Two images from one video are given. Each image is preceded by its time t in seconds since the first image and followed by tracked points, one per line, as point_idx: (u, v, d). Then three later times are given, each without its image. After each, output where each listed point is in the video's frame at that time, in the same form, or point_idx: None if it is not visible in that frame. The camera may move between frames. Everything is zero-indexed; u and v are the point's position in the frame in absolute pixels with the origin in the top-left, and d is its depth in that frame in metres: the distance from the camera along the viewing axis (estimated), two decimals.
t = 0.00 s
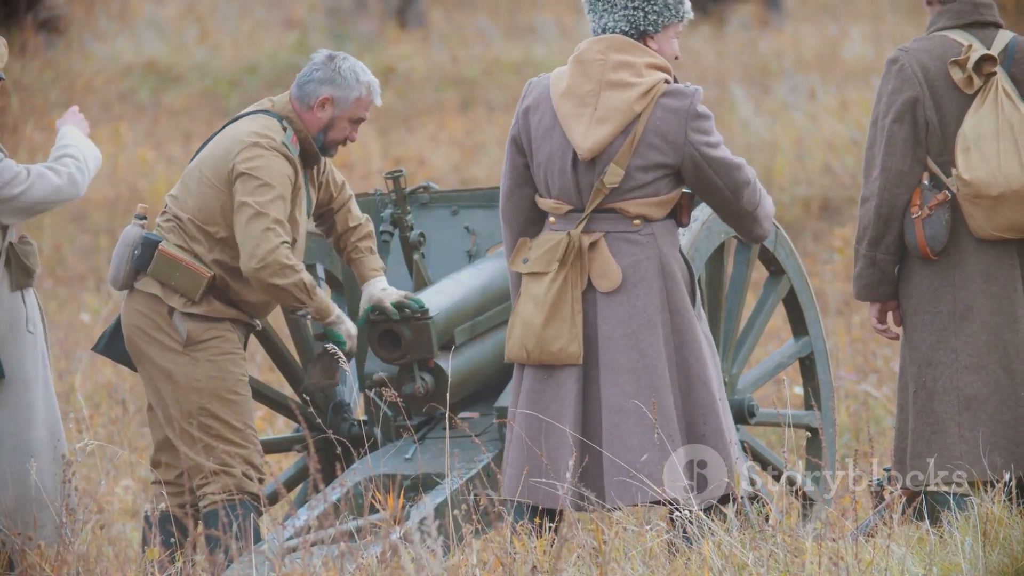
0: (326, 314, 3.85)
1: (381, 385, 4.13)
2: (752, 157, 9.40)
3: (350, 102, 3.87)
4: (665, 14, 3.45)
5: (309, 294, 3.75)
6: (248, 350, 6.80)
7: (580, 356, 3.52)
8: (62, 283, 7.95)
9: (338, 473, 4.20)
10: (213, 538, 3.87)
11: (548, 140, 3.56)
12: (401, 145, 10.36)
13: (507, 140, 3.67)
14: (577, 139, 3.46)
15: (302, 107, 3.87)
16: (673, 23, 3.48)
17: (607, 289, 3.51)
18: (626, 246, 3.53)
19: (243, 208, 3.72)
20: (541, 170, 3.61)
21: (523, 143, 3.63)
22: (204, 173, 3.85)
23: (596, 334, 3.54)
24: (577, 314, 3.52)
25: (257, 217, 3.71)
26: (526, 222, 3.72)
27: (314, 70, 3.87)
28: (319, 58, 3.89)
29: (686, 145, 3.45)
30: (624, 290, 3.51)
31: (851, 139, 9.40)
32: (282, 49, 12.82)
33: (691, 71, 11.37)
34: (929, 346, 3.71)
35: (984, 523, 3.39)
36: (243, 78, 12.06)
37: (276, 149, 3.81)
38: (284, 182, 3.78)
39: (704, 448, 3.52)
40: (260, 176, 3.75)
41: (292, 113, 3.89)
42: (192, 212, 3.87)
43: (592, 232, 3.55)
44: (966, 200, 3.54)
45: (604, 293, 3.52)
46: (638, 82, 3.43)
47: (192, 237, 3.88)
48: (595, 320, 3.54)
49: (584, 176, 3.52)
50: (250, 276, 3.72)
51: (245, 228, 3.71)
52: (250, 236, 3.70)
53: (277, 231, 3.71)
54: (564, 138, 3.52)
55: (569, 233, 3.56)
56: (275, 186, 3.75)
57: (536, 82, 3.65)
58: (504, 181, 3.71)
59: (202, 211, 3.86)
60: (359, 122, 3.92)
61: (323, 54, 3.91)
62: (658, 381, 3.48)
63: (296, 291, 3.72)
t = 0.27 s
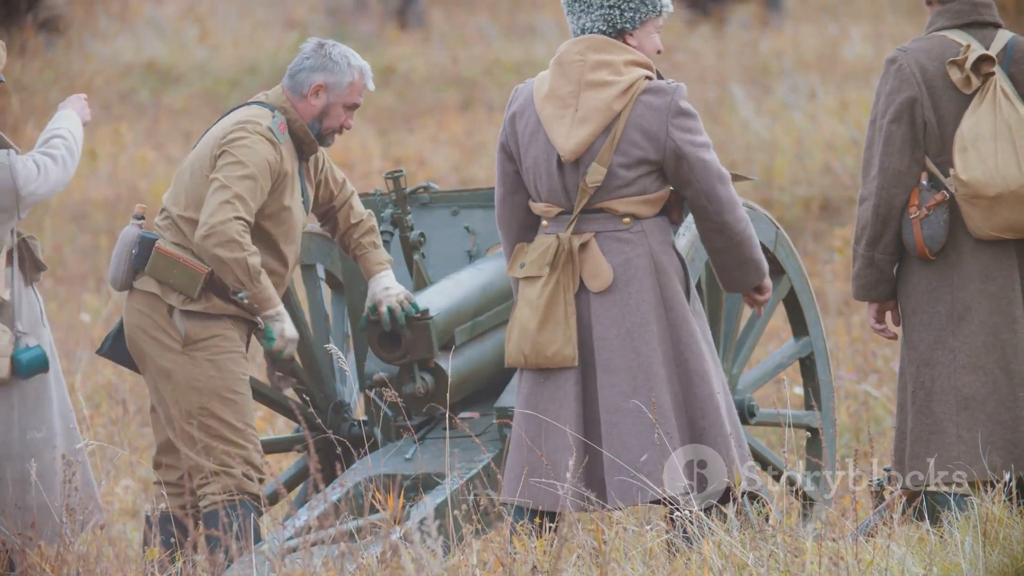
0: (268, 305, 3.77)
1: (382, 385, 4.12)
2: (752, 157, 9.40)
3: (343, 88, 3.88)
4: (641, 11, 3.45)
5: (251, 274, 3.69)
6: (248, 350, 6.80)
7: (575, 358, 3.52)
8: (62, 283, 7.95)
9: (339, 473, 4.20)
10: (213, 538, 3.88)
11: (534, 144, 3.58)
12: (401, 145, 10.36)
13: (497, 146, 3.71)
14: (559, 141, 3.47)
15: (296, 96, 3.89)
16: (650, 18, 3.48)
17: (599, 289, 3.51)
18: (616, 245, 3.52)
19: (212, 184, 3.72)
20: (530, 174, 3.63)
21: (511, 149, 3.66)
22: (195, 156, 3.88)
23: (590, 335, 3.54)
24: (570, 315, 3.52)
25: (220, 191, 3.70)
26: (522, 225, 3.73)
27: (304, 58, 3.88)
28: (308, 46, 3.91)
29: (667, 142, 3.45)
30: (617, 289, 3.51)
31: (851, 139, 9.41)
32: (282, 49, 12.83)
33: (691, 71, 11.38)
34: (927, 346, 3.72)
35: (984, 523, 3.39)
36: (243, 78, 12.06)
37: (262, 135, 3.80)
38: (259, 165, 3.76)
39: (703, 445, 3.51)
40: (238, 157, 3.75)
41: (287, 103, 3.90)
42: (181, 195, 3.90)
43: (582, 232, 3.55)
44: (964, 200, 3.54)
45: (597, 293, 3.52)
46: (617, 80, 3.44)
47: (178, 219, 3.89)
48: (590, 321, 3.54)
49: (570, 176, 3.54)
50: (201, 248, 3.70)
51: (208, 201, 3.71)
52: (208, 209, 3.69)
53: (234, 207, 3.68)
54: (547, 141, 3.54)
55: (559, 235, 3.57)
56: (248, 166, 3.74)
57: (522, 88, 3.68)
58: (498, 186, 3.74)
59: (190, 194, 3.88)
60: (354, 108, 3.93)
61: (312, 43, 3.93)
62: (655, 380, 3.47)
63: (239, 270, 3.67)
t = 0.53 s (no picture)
0: (213, 282, 3.66)
1: (382, 386, 4.13)
2: (752, 157, 9.41)
3: (339, 80, 3.88)
4: (622, 8, 3.45)
5: (206, 254, 3.64)
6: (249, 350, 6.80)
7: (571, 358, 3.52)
8: (62, 283, 7.96)
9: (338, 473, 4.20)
10: (213, 539, 3.88)
11: (523, 148, 3.60)
12: (401, 145, 10.37)
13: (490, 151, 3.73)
14: (545, 143, 3.49)
15: (291, 89, 3.88)
16: (632, 15, 3.47)
17: (592, 288, 3.51)
18: (608, 244, 3.52)
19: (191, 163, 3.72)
20: (522, 178, 3.64)
21: (503, 154, 3.68)
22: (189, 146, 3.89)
23: (585, 336, 3.54)
24: (564, 315, 3.53)
25: (196, 169, 3.70)
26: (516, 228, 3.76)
27: (298, 51, 3.88)
28: (302, 40, 3.91)
29: (646, 139, 3.44)
30: (610, 289, 3.51)
31: (851, 139, 9.41)
32: (282, 49, 12.84)
33: (691, 71, 11.38)
34: (926, 347, 3.72)
35: (984, 523, 3.39)
36: (244, 78, 12.07)
37: (246, 120, 3.79)
38: (239, 148, 3.73)
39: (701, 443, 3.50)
40: (220, 139, 3.74)
41: (282, 98, 3.89)
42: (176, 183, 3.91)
43: (575, 232, 3.56)
44: (963, 200, 3.54)
45: (590, 293, 3.52)
46: (600, 79, 3.44)
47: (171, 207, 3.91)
48: (584, 322, 3.54)
49: (560, 178, 3.54)
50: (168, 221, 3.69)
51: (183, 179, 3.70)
52: (182, 185, 3.68)
53: (205, 185, 3.66)
54: (535, 144, 3.55)
55: (552, 237, 3.58)
56: (227, 147, 3.72)
57: (511, 93, 3.70)
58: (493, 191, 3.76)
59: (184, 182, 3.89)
60: (348, 102, 3.93)
61: (305, 36, 3.93)
62: (650, 380, 3.47)
63: (194, 246, 3.63)
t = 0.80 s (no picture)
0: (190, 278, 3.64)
1: (382, 386, 4.13)
2: (752, 157, 9.41)
3: (338, 81, 3.91)
4: (615, 7, 3.45)
5: (186, 247, 3.62)
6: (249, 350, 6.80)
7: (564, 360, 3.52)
8: (63, 283, 7.96)
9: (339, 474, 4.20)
10: (214, 539, 3.88)
11: (520, 150, 3.61)
12: (401, 146, 10.37)
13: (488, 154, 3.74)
14: (541, 144, 3.50)
15: (291, 88, 3.91)
16: (625, 14, 3.47)
17: (591, 288, 3.50)
18: (607, 244, 3.52)
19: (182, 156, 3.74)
20: (521, 181, 3.65)
21: (502, 156, 3.69)
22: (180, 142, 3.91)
23: (585, 336, 3.54)
24: (559, 318, 3.54)
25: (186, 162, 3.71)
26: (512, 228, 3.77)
27: (299, 51, 3.91)
28: (303, 40, 3.94)
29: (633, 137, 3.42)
30: (608, 289, 3.50)
31: (851, 139, 9.42)
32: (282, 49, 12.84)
33: (691, 71, 11.39)
34: (926, 347, 3.72)
35: (984, 523, 3.39)
36: (244, 78, 12.07)
37: (239, 113, 3.81)
38: (230, 140, 3.75)
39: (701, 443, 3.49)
40: (211, 131, 3.75)
41: (280, 95, 3.92)
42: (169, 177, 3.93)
43: (574, 233, 3.56)
44: (963, 200, 3.54)
45: (589, 293, 3.52)
46: (593, 79, 3.44)
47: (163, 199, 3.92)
48: (584, 322, 3.54)
49: (557, 179, 3.55)
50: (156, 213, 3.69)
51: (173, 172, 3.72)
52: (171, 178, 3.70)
53: (194, 178, 3.67)
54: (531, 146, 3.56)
55: (550, 238, 3.58)
56: (217, 140, 3.74)
57: (509, 96, 3.71)
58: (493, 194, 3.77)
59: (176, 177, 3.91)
60: (346, 103, 3.96)
61: (306, 36, 3.96)
62: (650, 381, 3.47)
63: (175, 239, 3.62)
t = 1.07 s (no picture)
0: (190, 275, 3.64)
1: (382, 386, 4.12)
2: (751, 157, 9.41)
3: (337, 81, 3.92)
4: (618, 7, 3.45)
5: (187, 245, 3.63)
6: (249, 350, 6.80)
7: (566, 362, 3.53)
8: (63, 283, 7.97)
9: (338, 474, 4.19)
10: (215, 539, 3.88)
11: (523, 151, 3.60)
12: (401, 146, 10.37)
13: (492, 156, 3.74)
14: (543, 146, 3.49)
15: (289, 86, 3.91)
16: (628, 14, 3.47)
17: (596, 289, 3.50)
18: (610, 244, 3.52)
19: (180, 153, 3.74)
20: (524, 182, 3.65)
21: (506, 158, 3.69)
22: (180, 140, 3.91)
23: (590, 337, 3.54)
24: (563, 319, 3.54)
25: (185, 160, 3.71)
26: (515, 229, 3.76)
27: (297, 49, 3.91)
28: (301, 38, 3.94)
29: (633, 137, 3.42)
30: (614, 289, 3.50)
31: (851, 139, 9.42)
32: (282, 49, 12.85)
33: (691, 71, 11.39)
34: (926, 346, 3.72)
35: (984, 523, 3.39)
36: (244, 78, 12.07)
37: (236, 109, 3.81)
38: (227, 135, 3.75)
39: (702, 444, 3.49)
40: (209, 127, 3.75)
41: (277, 93, 3.92)
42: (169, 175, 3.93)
43: (578, 234, 3.56)
44: (963, 200, 3.54)
45: (594, 293, 3.51)
46: (595, 80, 3.44)
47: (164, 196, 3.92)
48: (588, 322, 3.54)
49: (560, 180, 3.54)
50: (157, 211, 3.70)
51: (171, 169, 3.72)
52: (170, 176, 3.70)
53: (193, 175, 3.67)
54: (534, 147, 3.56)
55: (553, 240, 3.58)
56: (215, 136, 3.73)
57: (511, 97, 3.71)
58: (497, 196, 3.77)
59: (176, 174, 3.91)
60: (342, 102, 3.97)
61: (304, 35, 3.96)
62: (655, 381, 3.47)
63: (176, 237, 3.63)
